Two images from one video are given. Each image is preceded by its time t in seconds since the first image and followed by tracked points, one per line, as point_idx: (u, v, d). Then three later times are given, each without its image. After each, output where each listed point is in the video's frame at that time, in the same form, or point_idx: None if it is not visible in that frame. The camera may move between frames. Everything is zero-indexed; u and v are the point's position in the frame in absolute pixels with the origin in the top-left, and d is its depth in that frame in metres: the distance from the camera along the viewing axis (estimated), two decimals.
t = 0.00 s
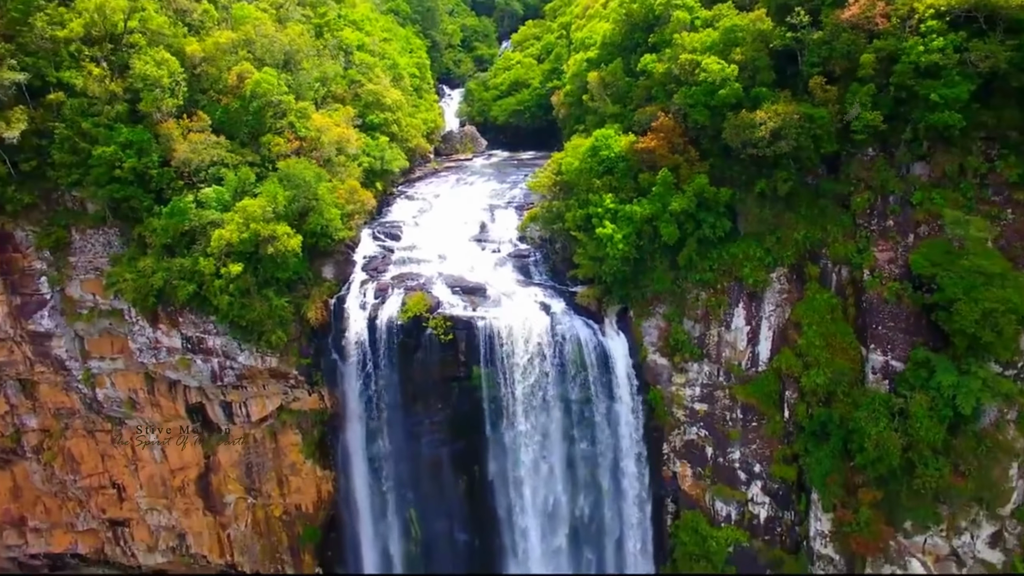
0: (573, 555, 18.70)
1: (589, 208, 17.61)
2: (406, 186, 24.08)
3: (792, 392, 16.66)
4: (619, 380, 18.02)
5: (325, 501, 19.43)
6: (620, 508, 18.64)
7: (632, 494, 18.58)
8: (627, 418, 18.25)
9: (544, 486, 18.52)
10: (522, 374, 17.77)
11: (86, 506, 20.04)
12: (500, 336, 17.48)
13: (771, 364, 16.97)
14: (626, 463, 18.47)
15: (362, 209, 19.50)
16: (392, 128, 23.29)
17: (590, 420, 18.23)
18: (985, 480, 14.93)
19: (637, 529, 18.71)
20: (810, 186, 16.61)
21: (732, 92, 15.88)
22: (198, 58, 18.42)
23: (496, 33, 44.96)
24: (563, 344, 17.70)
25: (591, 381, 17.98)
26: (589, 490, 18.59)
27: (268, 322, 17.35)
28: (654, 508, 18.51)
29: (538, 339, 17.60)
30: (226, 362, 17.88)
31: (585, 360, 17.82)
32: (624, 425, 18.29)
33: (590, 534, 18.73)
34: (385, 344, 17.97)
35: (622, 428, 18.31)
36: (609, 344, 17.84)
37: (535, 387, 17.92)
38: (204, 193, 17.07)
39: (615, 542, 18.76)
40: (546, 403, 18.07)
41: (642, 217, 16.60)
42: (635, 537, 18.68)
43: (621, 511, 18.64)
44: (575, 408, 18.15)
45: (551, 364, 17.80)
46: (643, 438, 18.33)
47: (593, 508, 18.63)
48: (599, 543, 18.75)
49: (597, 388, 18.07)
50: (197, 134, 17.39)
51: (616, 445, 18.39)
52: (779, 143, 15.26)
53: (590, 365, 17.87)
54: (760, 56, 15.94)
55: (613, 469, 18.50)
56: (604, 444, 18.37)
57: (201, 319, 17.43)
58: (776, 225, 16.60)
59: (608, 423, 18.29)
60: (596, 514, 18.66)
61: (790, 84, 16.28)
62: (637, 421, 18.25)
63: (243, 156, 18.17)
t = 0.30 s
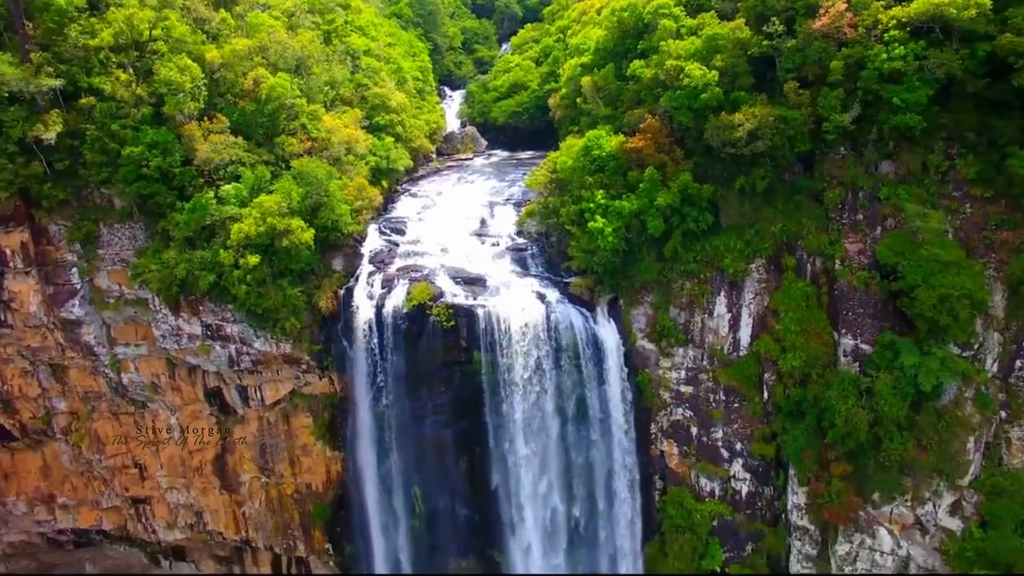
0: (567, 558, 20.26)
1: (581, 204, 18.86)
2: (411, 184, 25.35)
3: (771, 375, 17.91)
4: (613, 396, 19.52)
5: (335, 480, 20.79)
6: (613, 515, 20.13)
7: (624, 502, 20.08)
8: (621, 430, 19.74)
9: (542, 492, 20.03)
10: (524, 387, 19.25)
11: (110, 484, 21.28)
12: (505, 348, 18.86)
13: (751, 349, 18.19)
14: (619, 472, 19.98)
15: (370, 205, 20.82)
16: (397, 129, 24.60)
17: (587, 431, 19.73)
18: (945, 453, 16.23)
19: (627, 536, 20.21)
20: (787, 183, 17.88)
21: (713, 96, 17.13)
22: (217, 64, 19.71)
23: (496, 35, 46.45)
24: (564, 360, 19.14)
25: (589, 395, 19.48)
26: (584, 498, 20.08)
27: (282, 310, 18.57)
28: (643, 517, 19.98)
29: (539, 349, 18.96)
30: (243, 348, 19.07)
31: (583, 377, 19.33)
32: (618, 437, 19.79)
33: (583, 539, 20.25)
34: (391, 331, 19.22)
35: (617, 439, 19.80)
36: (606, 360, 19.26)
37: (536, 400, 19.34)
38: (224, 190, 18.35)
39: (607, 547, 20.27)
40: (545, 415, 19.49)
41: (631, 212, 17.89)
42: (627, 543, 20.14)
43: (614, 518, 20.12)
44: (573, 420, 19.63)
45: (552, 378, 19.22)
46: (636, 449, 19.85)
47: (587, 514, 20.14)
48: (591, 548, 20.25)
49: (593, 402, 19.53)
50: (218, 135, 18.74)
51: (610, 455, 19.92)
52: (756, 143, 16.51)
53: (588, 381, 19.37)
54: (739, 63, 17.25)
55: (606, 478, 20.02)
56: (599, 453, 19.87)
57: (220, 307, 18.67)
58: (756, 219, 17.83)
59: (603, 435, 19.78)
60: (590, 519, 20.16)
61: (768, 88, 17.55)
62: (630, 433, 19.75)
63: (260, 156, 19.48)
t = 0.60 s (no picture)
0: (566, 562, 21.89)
1: (575, 201, 20.25)
2: (414, 183, 26.69)
3: (752, 359, 19.13)
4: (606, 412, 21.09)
5: (345, 461, 22.24)
6: (607, 523, 21.64)
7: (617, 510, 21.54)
8: (614, 442, 21.27)
9: (541, 500, 21.70)
10: (523, 403, 20.96)
11: (134, 465, 22.69)
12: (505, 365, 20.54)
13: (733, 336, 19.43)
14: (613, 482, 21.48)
15: (377, 202, 22.23)
16: (402, 131, 26.00)
17: (582, 443, 21.32)
18: (910, 430, 17.59)
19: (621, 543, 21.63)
20: (766, 181, 19.22)
21: (695, 100, 18.49)
22: (234, 70, 21.09)
23: (496, 38, 47.92)
24: (560, 376, 20.79)
25: (584, 411, 21.08)
26: (580, 505, 21.71)
27: (297, 300, 19.95)
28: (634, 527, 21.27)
29: (536, 366, 20.61)
30: (259, 335, 20.46)
31: (579, 393, 20.94)
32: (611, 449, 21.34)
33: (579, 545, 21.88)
34: (399, 319, 20.62)
35: (610, 451, 21.35)
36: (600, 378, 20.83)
37: (535, 415, 21.02)
38: (243, 188, 19.75)
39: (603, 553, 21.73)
40: (543, 428, 21.15)
41: (620, 208, 19.27)
42: (622, 551, 21.44)
43: (608, 526, 21.64)
44: (569, 433, 21.29)
45: (549, 393, 20.92)
46: (628, 462, 21.41)
47: (583, 510, 21.69)
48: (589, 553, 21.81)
49: (588, 417, 21.13)
50: (236, 137, 20.16)
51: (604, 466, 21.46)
52: (735, 143, 17.85)
53: (582, 397, 20.98)
54: (720, 70, 18.62)
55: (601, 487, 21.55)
56: (593, 451, 21.39)
57: (238, 297, 20.08)
58: (736, 213, 19.18)
59: (597, 447, 21.35)
60: (585, 526, 21.77)
61: (747, 93, 18.91)
62: (622, 445, 21.27)
63: (275, 157, 20.89)
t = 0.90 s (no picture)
0: (563, 558, 23.64)
1: (570, 199, 21.80)
2: (418, 182, 28.11)
3: (734, 346, 20.56)
4: (601, 431, 22.78)
5: (354, 444, 23.78)
6: (602, 533, 23.37)
7: (611, 523, 23.19)
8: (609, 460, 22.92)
9: (541, 509, 23.49)
10: (524, 420, 22.74)
11: (156, 448, 24.05)
12: (507, 384, 22.35)
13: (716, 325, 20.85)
14: (608, 497, 23.08)
15: (384, 200, 23.71)
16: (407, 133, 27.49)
17: (578, 458, 23.08)
18: (877, 409, 19.09)
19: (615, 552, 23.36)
20: (747, 180, 20.65)
21: (680, 105, 19.97)
22: (252, 76, 22.58)
23: (497, 40, 49.54)
24: (557, 383, 22.48)
25: (581, 428, 22.83)
26: (577, 516, 23.46)
27: (311, 291, 21.39)
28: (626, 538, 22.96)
29: (535, 385, 22.39)
30: (275, 324, 21.87)
31: (576, 411, 22.69)
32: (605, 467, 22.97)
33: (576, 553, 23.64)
34: (405, 309, 22.09)
35: (605, 468, 22.98)
36: (595, 399, 22.54)
37: (535, 430, 22.82)
38: (260, 187, 21.25)
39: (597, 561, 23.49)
40: (542, 442, 22.94)
41: (611, 205, 20.79)
42: (615, 548, 23.15)
43: (603, 536, 23.36)
44: (567, 449, 23.06)
45: (548, 411, 22.71)
46: (619, 443, 22.88)
47: (577, 489, 23.27)
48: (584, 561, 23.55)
49: (585, 433, 22.88)
50: (254, 139, 21.65)
51: (599, 483, 23.11)
52: (716, 145, 19.31)
53: (579, 415, 22.73)
54: (704, 77, 20.09)
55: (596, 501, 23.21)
56: (587, 435, 22.88)
57: (255, 288, 21.49)
58: (719, 210, 20.66)
59: (591, 440, 22.91)
60: (579, 503, 23.35)
61: (728, 99, 20.39)
62: (616, 463, 22.89)
63: (290, 157, 22.39)
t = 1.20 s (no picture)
0: (557, 533, 25.38)
1: (564, 198, 23.52)
2: (421, 182, 29.63)
3: (717, 335, 22.06)
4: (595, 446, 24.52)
5: (362, 428, 25.33)
6: (596, 540, 25.14)
7: (604, 521, 24.92)
8: (603, 473, 24.59)
9: (539, 516, 25.29)
10: (522, 417, 24.42)
11: (176, 432, 25.74)
12: (506, 382, 24.05)
13: (699, 315, 22.33)
14: (601, 507, 24.77)
15: (390, 199, 25.29)
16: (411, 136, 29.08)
17: (574, 470, 24.82)
18: (849, 393, 20.56)
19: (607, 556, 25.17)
20: (728, 180, 22.14)
21: (666, 111, 21.54)
22: (267, 84, 24.21)
23: (497, 44, 51.17)
24: (553, 372, 23.99)
25: (577, 442, 24.63)
26: (573, 523, 25.26)
27: (324, 283, 22.87)
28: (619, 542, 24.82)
29: (535, 402, 24.22)
30: (288, 315, 23.39)
31: (572, 426, 24.50)
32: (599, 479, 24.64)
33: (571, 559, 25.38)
34: (410, 301, 23.65)
35: (599, 480, 24.67)
36: (588, 397, 24.19)
37: (533, 443, 24.60)
38: (276, 186, 22.84)
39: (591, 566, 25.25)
40: (541, 454, 24.73)
41: (601, 204, 22.51)
42: (606, 525, 24.80)
43: (597, 542, 25.13)
44: (563, 461, 24.84)
45: (546, 417, 24.46)
46: (610, 427, 24.44)
47: (571, 471, 24.87)
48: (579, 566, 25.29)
49: (580, 447, 24.65)
50: (270, 142, 23.27)
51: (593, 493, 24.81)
52: (699, 147, 20.90)
53: (575, 430, 24.50)
54: (688, 85, 21.66)
55: (591, 510, 24.96)
56: (580, 420, 24.43)
57: (271, 282, 23.00)
58: (703, 208, 22.17)
59: (584, 424, 24.47)
60: (573, 483, 24.94)
61: (711, 105, 21.94)
62: (609, 476, 24.54)
63: (303, 159, 23.97)
